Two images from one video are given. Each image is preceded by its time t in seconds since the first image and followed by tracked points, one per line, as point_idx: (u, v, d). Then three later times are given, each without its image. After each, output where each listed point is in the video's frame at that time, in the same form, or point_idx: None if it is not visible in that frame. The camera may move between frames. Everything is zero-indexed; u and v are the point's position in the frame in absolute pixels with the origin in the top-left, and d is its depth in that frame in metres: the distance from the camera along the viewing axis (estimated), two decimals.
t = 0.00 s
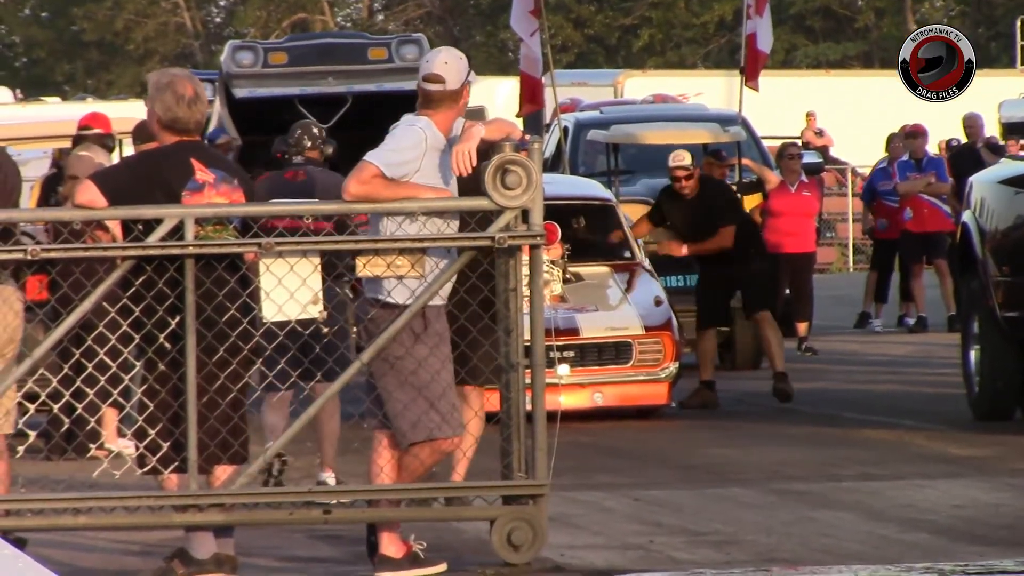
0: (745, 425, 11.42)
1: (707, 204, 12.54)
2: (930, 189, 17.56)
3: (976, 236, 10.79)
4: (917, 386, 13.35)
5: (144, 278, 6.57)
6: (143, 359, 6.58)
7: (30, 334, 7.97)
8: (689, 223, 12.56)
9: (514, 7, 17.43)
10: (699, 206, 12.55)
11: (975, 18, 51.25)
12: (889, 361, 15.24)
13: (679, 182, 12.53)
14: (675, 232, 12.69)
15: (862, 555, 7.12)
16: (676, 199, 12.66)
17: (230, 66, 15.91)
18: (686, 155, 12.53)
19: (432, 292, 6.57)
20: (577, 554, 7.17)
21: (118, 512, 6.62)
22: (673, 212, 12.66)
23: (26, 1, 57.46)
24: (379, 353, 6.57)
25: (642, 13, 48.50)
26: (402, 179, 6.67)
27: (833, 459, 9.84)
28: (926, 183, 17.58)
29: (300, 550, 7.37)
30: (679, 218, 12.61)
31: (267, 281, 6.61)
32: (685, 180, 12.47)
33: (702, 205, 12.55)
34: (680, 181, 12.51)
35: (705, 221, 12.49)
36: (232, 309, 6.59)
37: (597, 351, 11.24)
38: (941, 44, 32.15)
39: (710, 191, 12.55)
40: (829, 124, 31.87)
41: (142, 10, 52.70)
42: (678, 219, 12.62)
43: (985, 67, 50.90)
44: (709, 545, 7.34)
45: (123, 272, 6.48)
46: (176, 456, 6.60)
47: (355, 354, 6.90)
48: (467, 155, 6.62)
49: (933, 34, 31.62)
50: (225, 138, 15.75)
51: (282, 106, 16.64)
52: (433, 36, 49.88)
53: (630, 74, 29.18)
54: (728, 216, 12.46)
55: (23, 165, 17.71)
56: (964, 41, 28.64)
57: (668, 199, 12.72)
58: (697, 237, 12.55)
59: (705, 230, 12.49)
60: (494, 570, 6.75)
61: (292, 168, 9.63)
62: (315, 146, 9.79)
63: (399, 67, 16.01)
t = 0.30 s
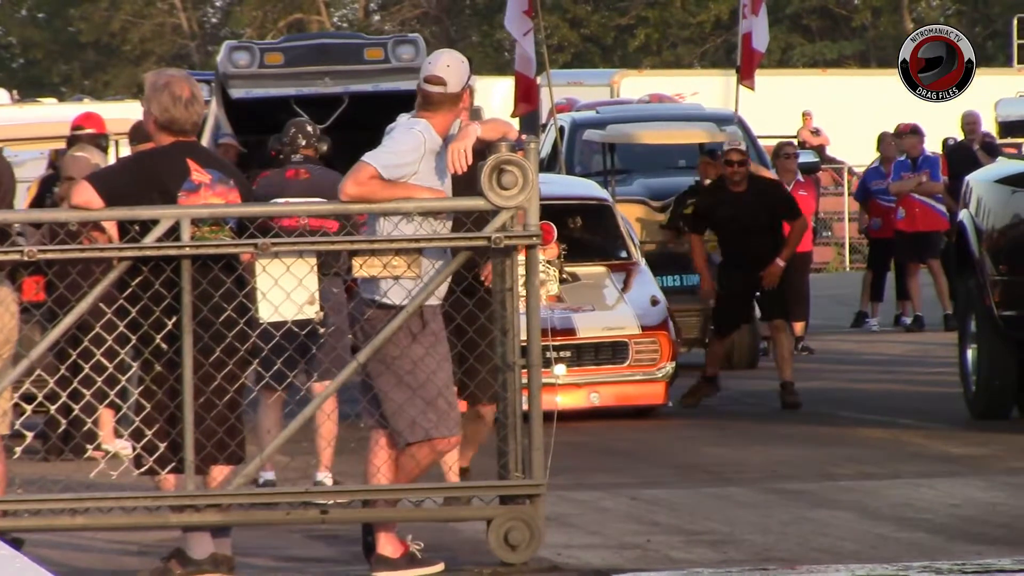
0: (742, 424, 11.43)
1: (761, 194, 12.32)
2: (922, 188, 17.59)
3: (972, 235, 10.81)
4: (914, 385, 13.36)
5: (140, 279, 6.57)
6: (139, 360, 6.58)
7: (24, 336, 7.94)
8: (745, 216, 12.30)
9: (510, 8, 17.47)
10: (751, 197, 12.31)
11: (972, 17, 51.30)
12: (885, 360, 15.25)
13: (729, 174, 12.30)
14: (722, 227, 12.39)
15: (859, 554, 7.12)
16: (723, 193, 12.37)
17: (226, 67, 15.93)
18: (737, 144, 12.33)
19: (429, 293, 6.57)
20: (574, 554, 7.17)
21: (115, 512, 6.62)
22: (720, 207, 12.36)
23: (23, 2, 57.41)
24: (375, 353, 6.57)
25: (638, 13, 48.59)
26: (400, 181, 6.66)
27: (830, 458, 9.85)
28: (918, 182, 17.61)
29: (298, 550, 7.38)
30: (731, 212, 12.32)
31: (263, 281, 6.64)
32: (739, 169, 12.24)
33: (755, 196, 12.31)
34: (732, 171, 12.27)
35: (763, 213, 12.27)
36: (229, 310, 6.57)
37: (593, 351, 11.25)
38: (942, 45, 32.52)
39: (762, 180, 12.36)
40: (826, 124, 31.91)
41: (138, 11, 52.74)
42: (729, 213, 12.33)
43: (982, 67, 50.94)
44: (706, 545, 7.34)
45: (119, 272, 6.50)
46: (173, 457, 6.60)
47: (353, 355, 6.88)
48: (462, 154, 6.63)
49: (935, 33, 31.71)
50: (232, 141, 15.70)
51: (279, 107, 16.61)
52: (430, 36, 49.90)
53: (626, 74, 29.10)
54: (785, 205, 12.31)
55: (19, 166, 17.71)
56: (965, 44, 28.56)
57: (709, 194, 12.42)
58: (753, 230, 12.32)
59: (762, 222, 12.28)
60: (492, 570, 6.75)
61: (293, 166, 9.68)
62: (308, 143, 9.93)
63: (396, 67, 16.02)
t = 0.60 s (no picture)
0: (741, 417, 11.43)
1: (788, 175, 12.14)
2: (915, 180, 17.77)
3: (971, 228, 10.81)
4: (913, 378, 13.36)
5: (138, 273, 6.56)
6: (138, 354, 6.57)
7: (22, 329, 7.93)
8: (770, 195, 12.11)
9: (507, 3, 17.49)
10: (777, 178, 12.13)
11: (970, 10, 51.28)
12: (884, 353, 15.25)
13: (757, 151, 12.15)
14: (747, 206, 12.18)
15: (858, 547, 7.12)
16: (750, 172, 12.18)
17: (224, 60, 15.91)
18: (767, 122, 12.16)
19: (428, 286, 6.56)
20: (573, 547, 7.17)
21: (113, 506, 6.61)
22: (746, 185, 12.17)
23: None
24: (374, 347, 6.56)
25: (637, 6, 48.33)
26: (398, 175, 6.63)
27: (828, 451, 9.85)
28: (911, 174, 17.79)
29: (297, 544, 7.37)
30: (756, 190, 12.13)
31: (262, 274, 6.66)
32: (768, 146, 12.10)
33: (782, 176, 12.13)
34: (761, 149, 12.13)
35: (788, 192, 12.08)
36: (227, 303, 6.59)
37: (592, 344, 11.25)
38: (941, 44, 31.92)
39: (790, 162, 12.20)
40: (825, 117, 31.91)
41: (137, 5, 52.73)
42: (755, 192, 12.14)
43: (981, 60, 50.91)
44: (705, 538, 7.34)
45: (118, 266, 6.48)
46: (172, 451, 6.60)
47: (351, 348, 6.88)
48: (459, 147, 6.62)
49: (935, 33, 30.68)
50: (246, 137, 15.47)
51: (277, 101, 16.58)
52: (428, 29, 49.85)
53: (625, 68, 28.97)
54: (811, 187, 12.12)
55: (18, 160, 17.72)
56: (963, 44, 28.29)
57: (736, 172, 12.24)
58: (777, 211, 12.11)
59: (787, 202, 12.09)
60: (491, 563, 6.75)
61: (279, 158, 9.45)
62: (295, 134, 9.79)
63: (395, 60, 16.06)
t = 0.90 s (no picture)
0: (738, 414, 11.43)
1: (798, 168, 11.84)
2: (904, 173, 17.79)
3: (968, 224, 10.81)
4: (911, 374, 13.36)
5: (135, 271, 6.55)
6: (135, 352, 6.57)
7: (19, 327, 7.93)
8: (777, 187, 11.78)
9: None
10: (786, 170, 11.81)
11: (967, 6, 51.45)
12: (881, 349, 15.26)
13: (768, 141, 11.83)
14: (753, 199, 11.84)
15: (855, 543, 7.12)
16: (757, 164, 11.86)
17: (221, 58, 15.89)
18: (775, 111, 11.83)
19: (424, 284, 6.56)
20: (570, 544, 7.17)
21: (111, 504, 6.60)
22: (754, 176, 11.83)
23: None
24: (371, 344, 6.56)
25: (634, 3, 48.31)
26: (395, 173, 6.63)
27: (825, 447, 9.86)
28: (901, 168, 17.83)
29: (294, 542, 7.37)
30: (764, 182, 11.80)
31: (259, 272, 6.64)
32: (780, 136, 11.79)
33: (791, 169, 11.81)
34: (773, 138, 11.81)
35: (798, 185, 11.79)
36: (224, 301, 6.60)
37: (589, 341, 11.25)
38: (945, 45, 32.40)
39: (799, 155, 11.88)
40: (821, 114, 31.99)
41: (134, 3, 52.82)
42: (762, 183, 11.81)
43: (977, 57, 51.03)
44: (702, 535, 7.34)
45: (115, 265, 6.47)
46: (169, 449, 6.60)
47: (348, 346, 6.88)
48: (456, 145, 6.61)
49: (934, 34, 31.79)
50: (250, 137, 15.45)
51: (273, 99, 16.59)
52: (425, 26, 49.90)
53: (622, 64, 29.01)
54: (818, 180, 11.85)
55: (15, 159, 17.72)
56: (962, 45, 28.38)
57: (744, 164, 11.90)
58: (786, 204, 11.78)
59: (796, 196, 11.77)
60: (488, 561, 6.75)
61: (271, 156, 9.47)
62: (289, 131, 9.77)
63: (391, 57, 16.08)
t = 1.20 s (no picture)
0: (727, 407, 11.44)
1: (801, 163, 11.71)
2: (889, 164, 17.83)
3: (956, 217, 10.84)
4: (899, 367, 13.38)
5: (123, 267, 6.53)
6: (123, 348, 6.56)
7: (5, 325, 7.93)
8: (780, 182, 11.64)
9: None
10: (790, 166, 11.68)
11: None
12: (869, 342, 15.28)
13: (774, 133, 11.67)
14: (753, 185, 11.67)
15: (844, 536, 7.13)
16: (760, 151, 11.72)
17: (208, 54, 15.87)
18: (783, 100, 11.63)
19: (413, 278, 6.58)
20: (559, 538, 7.18)
21: (100, 500, 6.62)
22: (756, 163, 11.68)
23: None
24: (359, 339, 6.56)
25: None
26: (381, 167, 6.63)
27: (814, 440, 9.87)
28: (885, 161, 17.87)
29: (283, 537, 7.37)
30: (768, 174, 11.65)
31: (247, 268, 6.67)
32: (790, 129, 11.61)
33: (795, 164, 11.69)
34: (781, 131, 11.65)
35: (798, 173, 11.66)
36: (213, 297, 6.59)
37: (577, 335, 11.27)
38: (945, 45, 32.32)
39: (803, 152, 11.77)
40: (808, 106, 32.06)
41: None
42: (765, 177, 11.65)
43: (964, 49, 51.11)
44: (691, 528, 7.35)
45: (102, 261, 6.45)
46: (158, 445, 6.59)
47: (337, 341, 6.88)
48: (442, 140, 6.60)
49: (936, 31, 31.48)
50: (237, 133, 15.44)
51: (260, 94, 16.57)
52: (411, 21, 49.91)
53: (609, 58, 29.07)
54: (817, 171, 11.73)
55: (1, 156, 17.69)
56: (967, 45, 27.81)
57: (746, 155, 11.75)
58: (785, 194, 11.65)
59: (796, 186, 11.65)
60: (477, 555, 6.75)
61: (258, 151, 9.47)
62: (278, 127, 9.74)
63: (377, 53, 16.01)
